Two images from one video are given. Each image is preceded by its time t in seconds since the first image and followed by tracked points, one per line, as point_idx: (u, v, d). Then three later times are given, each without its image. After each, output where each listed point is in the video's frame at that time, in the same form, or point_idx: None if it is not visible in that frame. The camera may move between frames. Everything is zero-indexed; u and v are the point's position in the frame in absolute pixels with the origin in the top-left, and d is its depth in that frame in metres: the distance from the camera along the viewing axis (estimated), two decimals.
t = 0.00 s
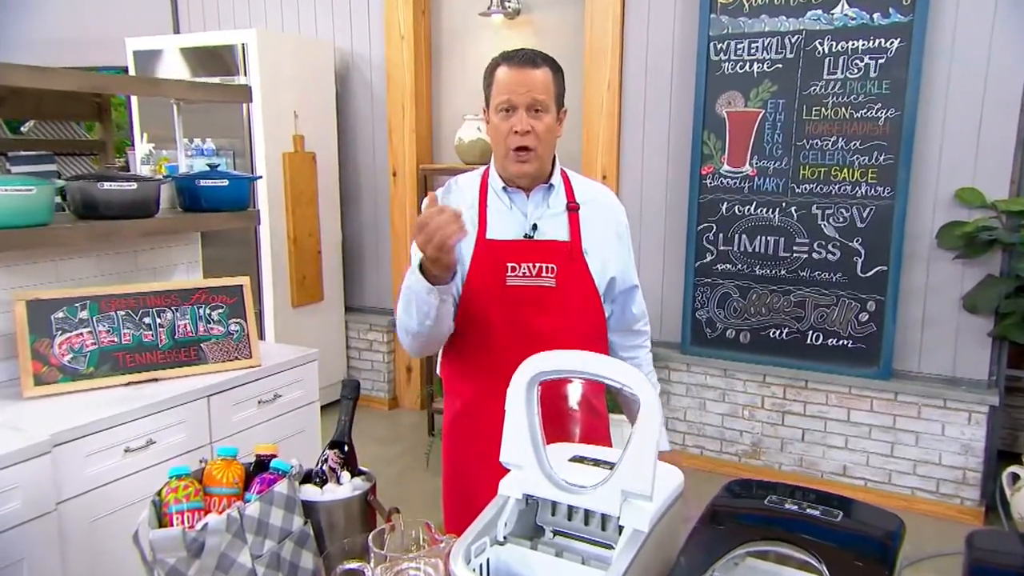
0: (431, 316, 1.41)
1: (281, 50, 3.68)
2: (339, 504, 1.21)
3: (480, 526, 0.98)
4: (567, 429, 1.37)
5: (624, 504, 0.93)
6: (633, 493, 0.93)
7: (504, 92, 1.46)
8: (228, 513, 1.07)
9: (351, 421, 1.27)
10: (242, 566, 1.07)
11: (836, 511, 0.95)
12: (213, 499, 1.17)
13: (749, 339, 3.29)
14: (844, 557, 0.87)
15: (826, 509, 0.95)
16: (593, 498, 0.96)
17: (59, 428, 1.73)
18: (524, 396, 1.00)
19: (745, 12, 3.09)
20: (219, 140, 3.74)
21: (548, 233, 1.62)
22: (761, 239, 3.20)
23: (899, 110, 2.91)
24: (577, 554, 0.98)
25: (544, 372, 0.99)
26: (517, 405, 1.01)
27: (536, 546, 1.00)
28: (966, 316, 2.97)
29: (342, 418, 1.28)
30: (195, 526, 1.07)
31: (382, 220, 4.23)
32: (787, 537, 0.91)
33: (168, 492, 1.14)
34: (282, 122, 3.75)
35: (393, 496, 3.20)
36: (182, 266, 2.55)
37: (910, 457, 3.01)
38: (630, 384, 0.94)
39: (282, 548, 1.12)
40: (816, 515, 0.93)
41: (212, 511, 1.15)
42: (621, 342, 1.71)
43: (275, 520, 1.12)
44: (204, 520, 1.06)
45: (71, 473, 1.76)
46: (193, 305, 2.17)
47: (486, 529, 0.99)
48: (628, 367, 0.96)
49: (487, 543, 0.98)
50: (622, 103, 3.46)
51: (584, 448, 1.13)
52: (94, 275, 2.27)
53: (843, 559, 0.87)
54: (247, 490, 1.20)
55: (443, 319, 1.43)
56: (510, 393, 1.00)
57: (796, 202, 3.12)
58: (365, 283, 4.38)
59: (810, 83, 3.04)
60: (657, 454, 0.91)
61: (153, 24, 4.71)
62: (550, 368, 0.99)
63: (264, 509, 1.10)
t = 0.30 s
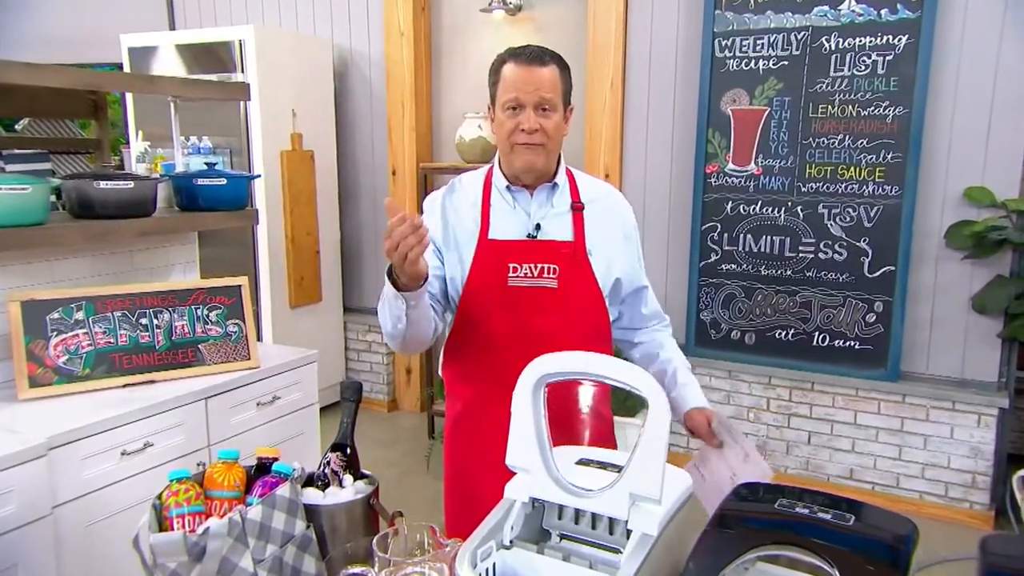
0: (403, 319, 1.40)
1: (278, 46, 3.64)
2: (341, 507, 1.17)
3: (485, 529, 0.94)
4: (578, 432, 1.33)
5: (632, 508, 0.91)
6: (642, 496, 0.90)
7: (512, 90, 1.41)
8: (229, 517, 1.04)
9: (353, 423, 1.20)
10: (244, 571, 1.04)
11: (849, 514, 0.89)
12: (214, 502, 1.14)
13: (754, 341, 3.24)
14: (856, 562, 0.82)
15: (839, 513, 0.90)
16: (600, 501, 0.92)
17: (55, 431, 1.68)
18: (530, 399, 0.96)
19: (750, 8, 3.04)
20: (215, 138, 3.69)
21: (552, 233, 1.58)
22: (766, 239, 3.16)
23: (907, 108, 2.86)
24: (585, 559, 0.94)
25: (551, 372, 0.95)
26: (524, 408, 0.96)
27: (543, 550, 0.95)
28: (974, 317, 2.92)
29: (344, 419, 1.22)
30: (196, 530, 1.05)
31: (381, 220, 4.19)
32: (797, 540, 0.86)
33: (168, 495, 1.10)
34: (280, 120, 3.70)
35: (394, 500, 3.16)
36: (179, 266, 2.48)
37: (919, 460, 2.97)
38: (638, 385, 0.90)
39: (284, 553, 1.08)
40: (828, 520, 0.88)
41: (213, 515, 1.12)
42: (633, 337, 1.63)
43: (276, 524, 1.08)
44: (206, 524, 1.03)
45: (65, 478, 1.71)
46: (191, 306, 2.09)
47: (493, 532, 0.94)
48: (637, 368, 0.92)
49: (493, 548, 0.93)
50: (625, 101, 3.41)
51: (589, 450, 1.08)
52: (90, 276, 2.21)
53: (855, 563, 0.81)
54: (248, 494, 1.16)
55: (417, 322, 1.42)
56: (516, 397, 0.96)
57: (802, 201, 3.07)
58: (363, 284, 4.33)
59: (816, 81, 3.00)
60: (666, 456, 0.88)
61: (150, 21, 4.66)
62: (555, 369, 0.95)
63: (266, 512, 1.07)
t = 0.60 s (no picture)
0: (403, 328, 1.38)
1: (276, 42, 3.60)
2: (346, 511, 1.17)
3: (492, 534, 0.90)
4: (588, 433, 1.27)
5: (643, 511, 0.86)
6: (652, 500, 0.86)
7: (528, 87, 1.36)
8: (233, 520, 1.02)
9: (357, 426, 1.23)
10: None
11: (863, 519, 0.86)
12: (216, 506, 1.12)
13: (760, 343, 3.19)
14: (871, 568, 0.79)
15: (853, 517, 0.86)
16: (609, 504, 0.87)
17: (51, 433, 1.61)
18: (538, 399, 0.93)
19: (756, 4, 2.99)
20: (213, 136, 3.64)
21: (565, 233, 1.52)
22: (772, 238, 3.11)
23: (916, 105, 2.81)
24: (593, 563, 0.89)
25: (562, 374, 0.91)
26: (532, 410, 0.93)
27: (551, 554, 0.90)
28: (984, 318, 2.87)
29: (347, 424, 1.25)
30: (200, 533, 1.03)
31: (381, 219, 4.15)
32: (811, 545, 0.83)
33: (170, 498, 1.08)
34: (278, 117, 3.66)
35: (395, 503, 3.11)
36: (177, 266, 2.41)
37: (928, 464, 2.92)
38: (648, 388, 0.85)
39: (288, 557, 1.07)
40: (842, 525, 0.85)
41: (216, 519, 1.10)
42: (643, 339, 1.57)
43: (280, 528, 1.07)
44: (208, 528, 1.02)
45: (61, 481, 1.63)
46: (189, 307, 1.99)
47: (500, 536, 0.90)
48: (650, 372, 0.86)
49: (501, 551, 0.89)
50: (628, 98, 3.37)
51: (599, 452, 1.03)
52: (86, 276, 2.14)
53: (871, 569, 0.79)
54: (252, 497, 1.15)
55: (420, 332, 1.39)
56: (524, 399, 0.92)
57: (809, 200, 3.02)
58: (363, 285, 4.29)
59: (824, 78, 2.95)
60: (677, 457, 0.84)
61: (146, 19, 4.61)
62: (565, 371, 0.91)
63: (270, 516, 1.06)
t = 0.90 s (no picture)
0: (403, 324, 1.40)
1: (274, 39, 3.56)
2: (350, 515, 1.21)
3: (500, 537, 0.86)
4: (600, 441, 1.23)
5: (654, 514, 0.81)
6: (663, 503, 0.81)
7: (559, 80, 1.33)
8: (238, 524, 1.08)
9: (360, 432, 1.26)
10: None
11: (878, 523, 0.81)
12: (221, 509, 1.18)
13: (765, 344, 3.15)
14: None
15: (867, 520, 0.82)
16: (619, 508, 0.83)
17: (48, 436, 1.54)
18: (548, 404, 0.88)
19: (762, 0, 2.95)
20: (210, 135, 3.60)
21: (595, 234, 1.46)
22: (778, 238, 3.06)
23: (925, 103, 2.77)
24: (605, 567, 0.84)
25: (574, 376, 0.86)
26: (541, 416, 0.88)
27: (562, 558, 0.86)
28: (994, 319, 2.83)
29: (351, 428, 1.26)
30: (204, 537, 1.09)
31: (381, 219, 4.11)
32: (826, 549, 0.78)
33: (174, 502, 1.14)
34: (276, 116, 3.62)
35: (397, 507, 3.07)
36: (175, 266, 2.35)
37: (937, 467, 2.87)
38: (660, 390, 0.81)
39: (293, 560, 1.14)
40: (855, 529, 0.80)
41: (220, 522, 1.16)
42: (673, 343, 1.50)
43: (285, 531, 1.13)
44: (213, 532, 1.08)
45: (57, 487, 1.57)
46: (187, 308, 1.94)
47: (508, 540, 0.86)
48: (663, 376, 0.82)
49: (510, 555, 0.86)
50: (632, 97, 3.32)
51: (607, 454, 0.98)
52: (82, 276, 2.09)
53: None
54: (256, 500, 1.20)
55: (422, 330, 1.39)
56: (532, 404, 0.88)
57: (815, 200, 2.98)
58: (362, 285, 4.25)
59: (831, 76, 2.90)
60: (689, 457, 0.80)
61: (142, 17, 4.57)
62: (574, 374, 0.86)
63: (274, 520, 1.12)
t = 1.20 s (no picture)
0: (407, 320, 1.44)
1: (272, 38, 3.56)
2: (354, 515, 1.21)
3: (506, 537, 0.86)
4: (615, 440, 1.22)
5: (662, 515, 0.81)
6: (670, 503, 0.81)
7: (589, 77, 1.33)
8: (243, 526, 1.10)
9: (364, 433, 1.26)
10: None
11: (885, 523, 0.81)
12: (225, 510, 1.18)
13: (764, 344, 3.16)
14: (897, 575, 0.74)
15: (873, 520, 0.82)
16: (626, 508, 0.83)
17: (48, 437, 1.54)
18: (554, 404, 0.87)
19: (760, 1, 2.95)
20: (207, 135, 3.60)
21: (629, 235, 1.46)
22: (778, 239, 3.07)
23: (923, 103, 2.77)
24: (611, 568, 0.85)
25: (580, 376, 0.86)
26: (549, 416, 0.88)
27: (568, 559, 0.86)
28: (992, 320, 2.83)
29: (355, 428, 1.26)
30: (209, 538, 1.10)
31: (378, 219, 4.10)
32: (834, 549, 0.78)
33: (178, 504, 1.15)
34: (274, 116, 3.62)
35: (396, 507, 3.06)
36: (173, 267, 2.35)
37: (935, 467, 2.88)
38: (666, 390, 0.81)
39: (298, 561, 1.14)
40: (863, 529, 0.80)
41: (224, 523, 1.16)
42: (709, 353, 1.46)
43: (290, 533, 1.14)
44: (218, 533, 1.10)
45: (57, 488, 1.56)
46: (187, 309, 1.93)
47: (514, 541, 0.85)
48: (670, 377, 0.82)
49: (517, 555, 0.85)
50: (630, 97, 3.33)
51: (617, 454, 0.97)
52: (81, 277, 2.08)
53: None
54: (260, 501, 1.21)
55: (422, 325, 1.43)
56: (538, 404, 0.88)
57: (814, 200, 2.99)
58: (360, 286, 4.24)
59: (829, 76, 2.91)
60: (695, 456, 0.79)
61: (138, 17, 4.56)
62: (578, 375, 0.86)
63: (279, 521, 1.13)
